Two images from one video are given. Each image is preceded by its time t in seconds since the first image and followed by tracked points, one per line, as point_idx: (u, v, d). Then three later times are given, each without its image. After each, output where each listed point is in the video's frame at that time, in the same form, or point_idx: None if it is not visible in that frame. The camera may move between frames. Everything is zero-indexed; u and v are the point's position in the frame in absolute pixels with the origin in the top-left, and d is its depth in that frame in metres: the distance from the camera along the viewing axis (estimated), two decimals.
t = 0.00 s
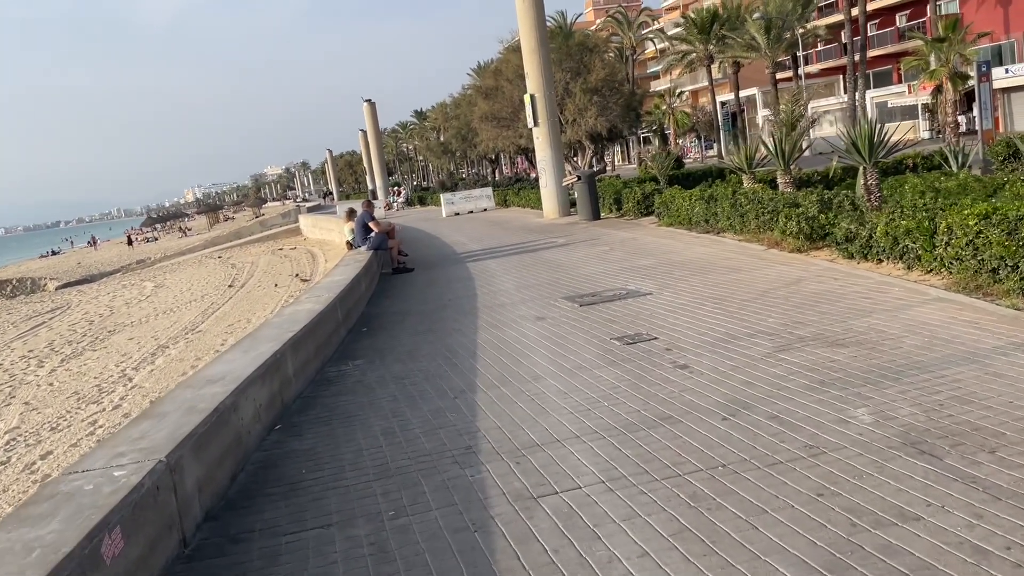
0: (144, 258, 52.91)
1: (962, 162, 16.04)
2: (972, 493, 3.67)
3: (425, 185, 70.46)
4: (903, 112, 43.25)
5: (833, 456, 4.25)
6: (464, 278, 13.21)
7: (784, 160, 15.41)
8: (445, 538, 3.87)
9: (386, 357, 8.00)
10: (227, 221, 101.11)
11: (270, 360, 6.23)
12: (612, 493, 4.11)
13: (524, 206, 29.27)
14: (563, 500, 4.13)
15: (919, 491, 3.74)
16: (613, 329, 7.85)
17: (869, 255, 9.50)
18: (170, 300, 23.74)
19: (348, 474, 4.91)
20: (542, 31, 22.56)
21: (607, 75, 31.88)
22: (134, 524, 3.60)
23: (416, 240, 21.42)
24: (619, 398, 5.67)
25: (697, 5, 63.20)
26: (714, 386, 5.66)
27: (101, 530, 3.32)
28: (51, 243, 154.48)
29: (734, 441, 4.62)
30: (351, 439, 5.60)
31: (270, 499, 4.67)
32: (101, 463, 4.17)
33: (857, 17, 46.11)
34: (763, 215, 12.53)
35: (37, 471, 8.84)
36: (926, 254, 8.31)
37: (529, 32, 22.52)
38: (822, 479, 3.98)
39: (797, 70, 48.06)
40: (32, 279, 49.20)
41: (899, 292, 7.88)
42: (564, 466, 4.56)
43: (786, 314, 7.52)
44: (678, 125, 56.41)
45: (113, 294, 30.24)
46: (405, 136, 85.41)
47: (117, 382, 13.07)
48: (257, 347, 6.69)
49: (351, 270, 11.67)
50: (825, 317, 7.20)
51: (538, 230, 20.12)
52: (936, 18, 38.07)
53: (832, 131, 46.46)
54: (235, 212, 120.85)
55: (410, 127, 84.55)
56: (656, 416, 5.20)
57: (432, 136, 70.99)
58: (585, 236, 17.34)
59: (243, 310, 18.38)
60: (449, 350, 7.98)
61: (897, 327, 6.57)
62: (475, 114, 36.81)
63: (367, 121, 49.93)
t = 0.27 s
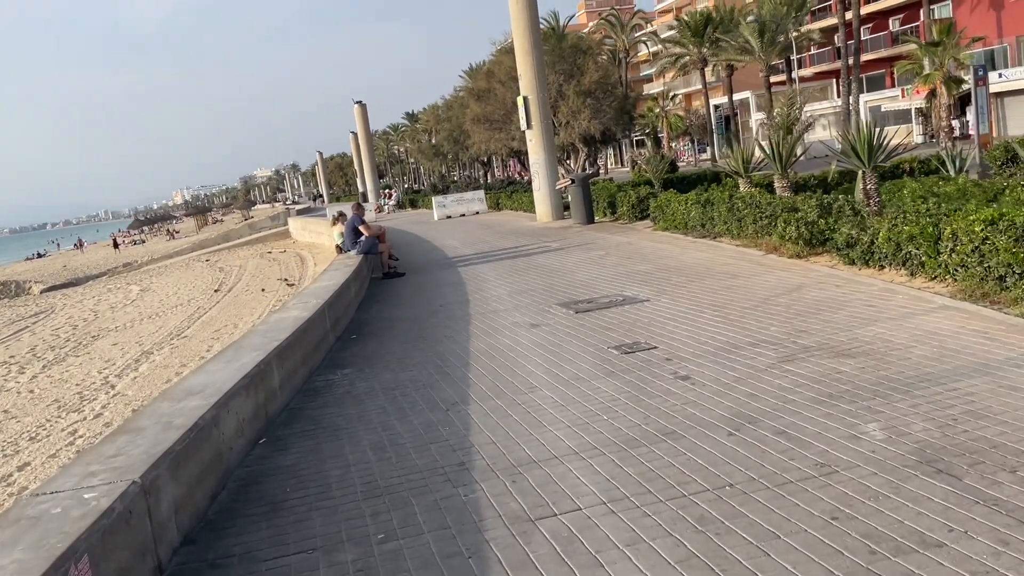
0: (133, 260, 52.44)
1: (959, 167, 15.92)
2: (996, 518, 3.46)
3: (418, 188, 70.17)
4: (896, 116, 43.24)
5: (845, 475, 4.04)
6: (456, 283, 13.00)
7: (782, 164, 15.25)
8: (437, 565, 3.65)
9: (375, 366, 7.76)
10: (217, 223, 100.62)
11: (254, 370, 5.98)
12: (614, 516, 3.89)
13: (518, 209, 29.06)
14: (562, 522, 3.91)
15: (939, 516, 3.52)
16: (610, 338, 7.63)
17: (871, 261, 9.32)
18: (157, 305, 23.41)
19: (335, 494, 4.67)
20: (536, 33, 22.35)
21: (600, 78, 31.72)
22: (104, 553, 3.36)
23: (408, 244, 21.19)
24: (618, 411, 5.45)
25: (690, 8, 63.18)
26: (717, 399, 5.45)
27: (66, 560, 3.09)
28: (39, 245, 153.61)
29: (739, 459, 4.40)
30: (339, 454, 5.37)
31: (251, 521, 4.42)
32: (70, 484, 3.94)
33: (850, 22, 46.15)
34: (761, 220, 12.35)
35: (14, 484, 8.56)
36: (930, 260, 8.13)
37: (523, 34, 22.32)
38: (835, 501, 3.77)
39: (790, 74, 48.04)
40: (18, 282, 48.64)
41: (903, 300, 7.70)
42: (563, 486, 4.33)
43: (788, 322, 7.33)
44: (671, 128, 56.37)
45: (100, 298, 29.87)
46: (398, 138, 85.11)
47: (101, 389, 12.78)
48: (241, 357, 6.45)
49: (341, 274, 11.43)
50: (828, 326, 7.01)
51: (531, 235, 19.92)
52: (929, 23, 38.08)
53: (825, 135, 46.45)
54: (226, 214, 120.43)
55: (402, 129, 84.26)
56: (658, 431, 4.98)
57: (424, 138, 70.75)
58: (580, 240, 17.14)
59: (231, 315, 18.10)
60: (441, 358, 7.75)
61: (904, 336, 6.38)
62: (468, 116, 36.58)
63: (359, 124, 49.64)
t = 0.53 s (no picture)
0: (122, 265, 52.00)
1: (953, 174, 15.83)
2: (1013, 544, 3.29)
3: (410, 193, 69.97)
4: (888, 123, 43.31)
5: (851, 498, 3.86)
6: (447, 290, 12.79)
7: (776, 171, 15.13)
8: None
9: (362, 377, 7.55)
10: (208, 228, 100.09)
11: (236, 383, 5.77)
12: (610, 542, 3.70)
13: (510, 215, 28.89)
14: (555, 547, 3.72)
15: (954, 543, 3.34)
16: (604, 348, 7.44)
17: (869, 270, 9.17)
18: (145, 311, 23.12)
19: (318, 514, 4.46)
20: (528, 37, 22.21)
21: (593, 83, 31.63)
22: None
23: (399, 250, 20.98)
24: (613, 427, 5.27)
25: (682, 15, 63.28)
26: (716, 414, 5.27)
27: None
28: (29, 250, 152.64)
29: (740, 480, 4.21)
30: (323, 471, 5.16)
31: (230, 544, 4.22)
32: (35, 508, 3.72)
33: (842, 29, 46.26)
34: (755, 227, 12.21)
35: None
36: (929, 270, 7.98)
37: (515, 39, 22.17)
38: (842, 526, 3.59)
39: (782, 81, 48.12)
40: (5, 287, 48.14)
41: (902, 310, 7.55)
42: (557, 507, 4.14)
43: (786, 333, 7.16)
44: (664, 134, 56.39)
45: (87, 303, 29.53)
46: (390, 143, 84.92)
47: (83, 398, 12.52)
48: (223, 369, 6.23)
49: (330, 282, 11.22)
50: (827, 337, 6.83)
51: (523, 241, 19.75)
52: (921, 30, 38.15)
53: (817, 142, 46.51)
54: (217, 219, 119.87)
55: (394, 134, 84.08)
56: (655, 449, 4.79)
57: (416, 144, 70.62)
58: (572, 246, 16.97)
59: (219, 322, 17.85)
60: (430, 369, 7.54)
61: (906, 348, 6.21)
62: (460, 122, 36.42)
63: (350, 129, 49.43)
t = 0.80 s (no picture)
0: (113, 269, 51.61)
1: (954, 179, 15.66)
2: None
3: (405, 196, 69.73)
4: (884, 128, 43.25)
5: (868, 520, 3.62)
6: (441, 295, 12.55)
7: (776, 174, 14.93)
8: None
9: (352, 385, 7.29)
10: (201, 231, 99.63)
11: (218, 393, 5.51)
12: (612, 567, 3.45)
13: (505, 219, 28.67)
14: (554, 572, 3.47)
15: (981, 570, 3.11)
16: (602, 356, 7.20)
17: (873, 275, 8.96)
18: (135, 314, 22.83)
19: (301, 534, 4.20)
20: (525, 40, 22.00)
21: (589, 87, 31.46)
22: None
23: (393, 253, 20.73)
24: (613, 439, 5.03)
25: (678, 19, 63.24)
26: (720, 427, 5.03)
27: None
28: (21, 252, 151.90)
29: (749, 498, 3.97)
30: (308, 486, 4.90)
31: (206, 566, 3.95)
32: None
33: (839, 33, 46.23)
34: (755, 232, 12.00)
35: None
36: (936, 275, 7.77)
37: (511, 41, 21.96)
38: (861, 551, 3.34)
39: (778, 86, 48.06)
40: None
41: (910, 317, 7.33)
42: (554, 529, 3.89)
43: (790, 340, 6.94)
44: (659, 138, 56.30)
45: (77, 306, 29.18)
46: (385, 147, 84.72)
47: (68, 404, 12.24)
48: (205, 377, 5.97)
49: (320, 286, 10.96)
50: (833, 345, 6.62)
51: (519, 245, 19.52)
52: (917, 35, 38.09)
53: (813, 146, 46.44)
54: (211, 222, 119.41)
55: (390, 138, 83.89)
56: (658, 464, 4.54)
57: (411, 147, 70.40)
58: (568, 251, 16.76)
59: (209, 326, 17.58)
60: (422, 377, 7.29)
61: (917, 357, 5.99)
62: (455, 125, 36.20)
63: (345, 132, 49.19)
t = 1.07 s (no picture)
0: (110, 270, 51.35)
1: (961, 182, 15.46)
2: None
3: (404, 198, 69.51)
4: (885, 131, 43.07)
5: (898, 552, 3.38)
6: (441, 300, 12.32)
7: (781, 178, 14.71)
8: None
9: (349, 396, 7.05)
10: (199, 232, 99.36)
11: (208, 407, 5.27)
12: None
13: (505, 222, 28.44)
14: None
15: None
16: (607, 367, 6.96)
17: (884, 282, 8.73)
18: (131, 318, 22.59)
19: (292, 562, 3.96)
20: (525, 41, 21.78)
21: (589, 88, 31.26)
22: None
23: (392, 256, 20.50)
24: (622, 458, 4.80)
25: (678, 21, 63.08)
26: (734, 446, 4.79)
27: None
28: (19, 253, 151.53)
29: (769, 527, 3.73)
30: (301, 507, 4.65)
31: None
32: None
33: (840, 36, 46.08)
34: (761, 236, 11.78)
35: None
36: (951, 283, 7.54)
37: (512, 42, 21.74)
38: None
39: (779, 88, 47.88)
40: None
41: (926, 327, 7.11)
42: (563, 558, 3.65)
43: (803, 352, 6.70)
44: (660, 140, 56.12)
45: (73, 309, 28.93)
46: (384, 148, 84.54)
47: (60, 411, 11.98)
48: (195, 390, 5.72)
49: (318, 292, 10.72)
50: (847, 357, 6.38)
51: (519, 248, 19.29)
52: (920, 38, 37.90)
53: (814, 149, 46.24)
54: (209, 224, 119.15)
55: (389, 140, 83.72)
56: (670, 487, 4.30)
57: (410, 149, 70.18)
58: (570, 255, 16.53)
59: (205, 330, 17.34)
60: (421, 388, 7.05)
61: (937, 371, 5.76)
62: (455, 127, 35.99)
63: (344, 133, 48.98)
